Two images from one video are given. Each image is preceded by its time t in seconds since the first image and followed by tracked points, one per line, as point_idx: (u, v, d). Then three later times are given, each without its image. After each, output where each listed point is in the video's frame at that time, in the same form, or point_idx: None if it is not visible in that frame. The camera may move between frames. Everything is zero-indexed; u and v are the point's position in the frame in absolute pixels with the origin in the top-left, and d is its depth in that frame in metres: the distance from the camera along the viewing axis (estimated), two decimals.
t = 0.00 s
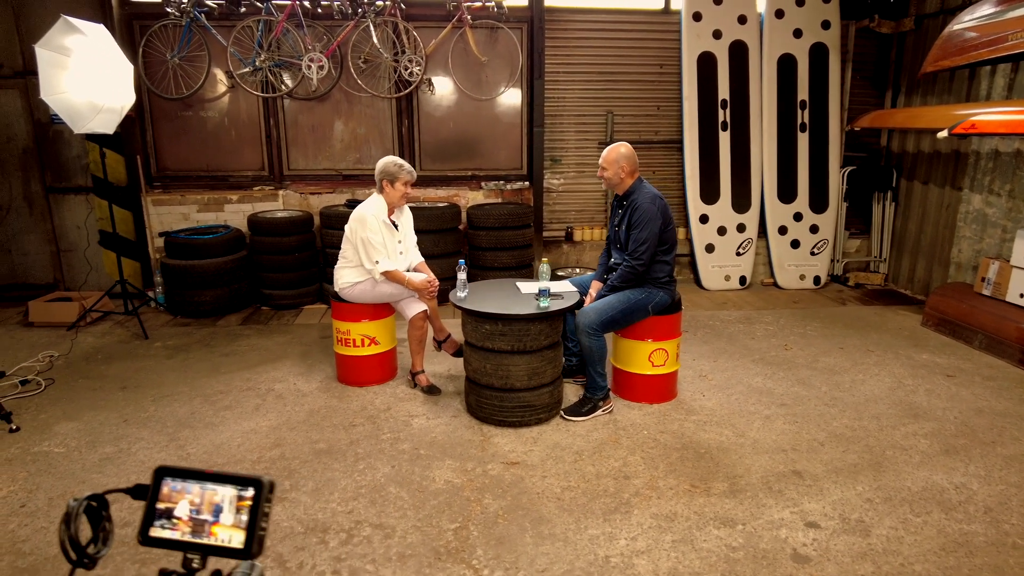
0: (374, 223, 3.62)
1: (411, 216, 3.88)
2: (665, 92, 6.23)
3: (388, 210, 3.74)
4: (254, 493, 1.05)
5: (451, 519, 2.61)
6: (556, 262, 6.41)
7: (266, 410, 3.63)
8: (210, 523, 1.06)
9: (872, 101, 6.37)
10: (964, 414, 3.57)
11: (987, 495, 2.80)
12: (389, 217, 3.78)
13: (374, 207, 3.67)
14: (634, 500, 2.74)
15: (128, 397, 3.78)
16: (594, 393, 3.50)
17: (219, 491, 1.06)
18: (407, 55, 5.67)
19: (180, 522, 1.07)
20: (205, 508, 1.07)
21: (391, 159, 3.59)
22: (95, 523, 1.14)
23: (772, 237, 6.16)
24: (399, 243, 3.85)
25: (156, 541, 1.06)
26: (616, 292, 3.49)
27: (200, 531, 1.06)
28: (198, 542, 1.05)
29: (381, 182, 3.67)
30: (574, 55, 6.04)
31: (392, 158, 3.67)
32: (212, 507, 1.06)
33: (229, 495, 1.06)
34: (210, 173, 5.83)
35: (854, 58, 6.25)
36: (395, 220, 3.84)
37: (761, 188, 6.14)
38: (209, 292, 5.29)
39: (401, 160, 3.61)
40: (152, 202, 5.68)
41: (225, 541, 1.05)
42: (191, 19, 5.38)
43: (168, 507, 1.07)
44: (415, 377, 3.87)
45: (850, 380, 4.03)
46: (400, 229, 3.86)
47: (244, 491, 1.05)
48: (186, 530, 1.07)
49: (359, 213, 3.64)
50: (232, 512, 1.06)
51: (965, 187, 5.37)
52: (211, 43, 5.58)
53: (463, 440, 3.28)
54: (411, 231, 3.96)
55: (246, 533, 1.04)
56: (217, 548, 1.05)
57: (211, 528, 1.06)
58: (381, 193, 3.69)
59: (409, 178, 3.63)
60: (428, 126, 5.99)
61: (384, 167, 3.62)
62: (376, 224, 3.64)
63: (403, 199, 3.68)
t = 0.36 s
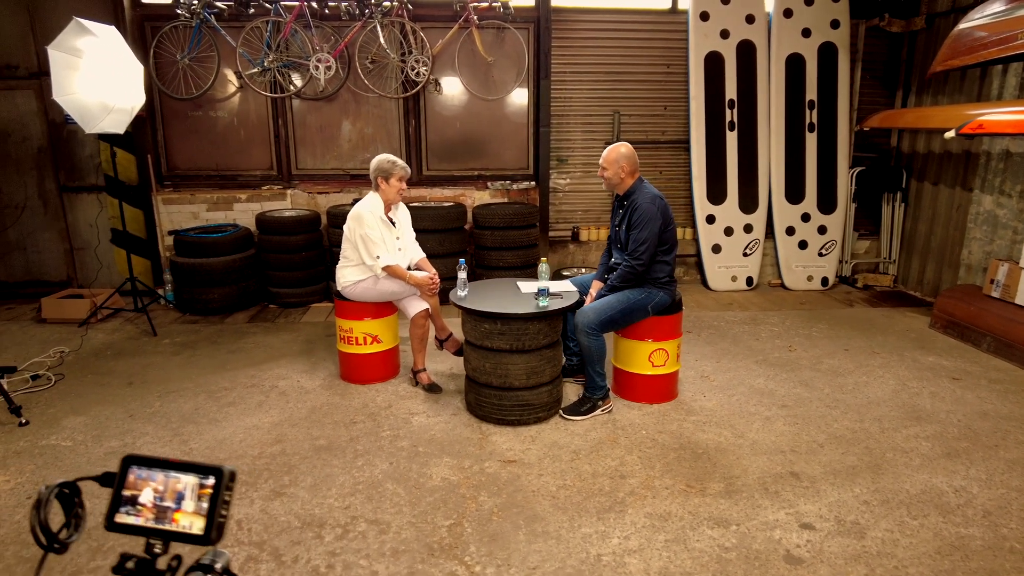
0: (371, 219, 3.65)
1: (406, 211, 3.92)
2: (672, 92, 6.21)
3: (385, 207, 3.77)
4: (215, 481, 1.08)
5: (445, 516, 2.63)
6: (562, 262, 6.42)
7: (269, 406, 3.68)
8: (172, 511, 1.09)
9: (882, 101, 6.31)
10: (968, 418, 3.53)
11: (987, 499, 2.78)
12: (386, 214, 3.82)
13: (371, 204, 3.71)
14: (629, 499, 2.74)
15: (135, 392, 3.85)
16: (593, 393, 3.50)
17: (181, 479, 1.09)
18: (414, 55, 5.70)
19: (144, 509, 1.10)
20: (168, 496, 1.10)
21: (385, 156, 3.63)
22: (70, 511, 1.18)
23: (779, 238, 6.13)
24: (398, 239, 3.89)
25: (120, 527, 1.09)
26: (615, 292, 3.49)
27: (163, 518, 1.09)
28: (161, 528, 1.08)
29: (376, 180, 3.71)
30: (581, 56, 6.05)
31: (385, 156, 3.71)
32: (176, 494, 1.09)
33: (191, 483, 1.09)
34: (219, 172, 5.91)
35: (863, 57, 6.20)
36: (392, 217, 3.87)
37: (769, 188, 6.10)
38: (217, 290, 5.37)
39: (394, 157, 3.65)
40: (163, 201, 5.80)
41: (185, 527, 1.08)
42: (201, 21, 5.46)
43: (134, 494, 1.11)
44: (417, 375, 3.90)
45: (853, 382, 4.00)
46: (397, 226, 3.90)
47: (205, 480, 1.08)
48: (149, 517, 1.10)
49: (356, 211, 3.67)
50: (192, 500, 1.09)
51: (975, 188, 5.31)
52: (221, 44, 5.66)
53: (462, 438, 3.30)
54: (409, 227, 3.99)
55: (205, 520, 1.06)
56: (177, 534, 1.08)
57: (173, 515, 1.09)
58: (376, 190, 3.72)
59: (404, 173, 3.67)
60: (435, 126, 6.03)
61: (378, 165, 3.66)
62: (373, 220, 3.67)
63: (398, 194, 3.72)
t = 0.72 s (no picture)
0: (365, 217, 3.73)
1: (397, 208, 4.00)
2: (679, 94, 6.20)
3: (377, 205, 3.86)
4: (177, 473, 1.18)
5: (440, 515, 2.66)
6: (568, 264, 6.42)
7: (272, 404, 3.72)
8: (138, 500, 1.19)
9: (891, 103, 6.26)
10: (972, 422, 3.49)
11: (986, 504, 2.75)
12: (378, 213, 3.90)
13: (363, 204, 3.80)
14: (623, 500, 2.75)
15: (141, 389, 3.91)
16: (592, 394, 3.51)
17: (146, 470, 1.18)
18: (421, 57, 5.74)
19: (108, 499, 1.19)
20: (133, 486, 1.19)
21: (369, 155, 3.72)
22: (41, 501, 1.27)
23: (786, 240, 6.09)
24: (393, 236, 3.96)
25: (87, 516, 1.18)
26: (615, 293, 3.50)
27: (127, 507, 1.18)
28: (126, 516, 1.17)
29: (364, 179, 3.80)
30: (588, 57, 6.04)
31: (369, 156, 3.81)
32: (141, 485, 1.18)
33: (155, 474, 1.18)
34: (229, 173, 5.98)
35: (872, 59, 6.15)
36: (385, 215, 3.96)
37: (775, 191, 6.07)
38: (225, 289, 5.43)
39: (377, 155, 3.74)
40: (173, 202, 5.88)
41: (149, 516, 1.17)
42: (211, 24, 5.55)
43: (99, 484, 1.20)
44: (419, 375, 3.93)
45: (856, 386, 3.97)
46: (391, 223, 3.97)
47: (168, 471, 1.17)
48: (114, 507, 1.18)
49: (350, 212, 3.76)
50: (156, 490, 1.18)
51: (985, 191, 5.25)
52: (230, 46, 5.75)
53: (460, 438, 3.32)
54: (403, 224, 4.06)
55: (168, 509, 1.16)
56: (142, 522, 1.17)
57: (138, 504, 1.18)
58: (365, 190, 3.81)
59: (389, 169, 3.76)
60: (441, 128, 6.06)
61: (364, 165, 3.75)
62: (367, 218, 3.76)
63: (388, 190, 3.79)
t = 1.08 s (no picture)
0: (360, 216, 3.79)
1: (391, 207, 4.06)
2: (686, 95, 6.19)
3: (370, 206, 3.92)
4: (144, 463, 1.20)
5: (435, 512, 2.68)
6: (573, 265, 6.42)
7: (275, 402, 3.77)
8: (106, 488, 1.22)
9: (900, 104, 6.21)
10: (976, 427, 3.46)
11: (985, 509, 2.72)
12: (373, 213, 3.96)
13: (358, 204, 3.87)
14: (618, 500, 2.76)
15: (148, 386, 3.98)
16: (591, 395, 3.52)
17: (115, 459, 1.21)
18: (428, 59, 5.79)
19: (80, 487, 1.23)
20: (103, 474, 1.22)
21: (359, 157, 3.77)
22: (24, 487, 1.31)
23: (793, 242, 6.06)
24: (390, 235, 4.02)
25: (59, 503, 1.22)
26: (614, 294, 3.50)
27: (97, 494, 1.22)
28: (95, 504, 1.21)
29: (356, 181, 3.87)
30: (594, 58, 6.05)
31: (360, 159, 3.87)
32: (110, 474, 1.21)
33: (123, 463, 1.21)
34: (238, 174, 6.06)
35: (882, 59, 6.10)
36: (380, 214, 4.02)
37: (782, 192, 6.04)
38: (233, 288, 5.50)
39: (366, 156, 3.79)
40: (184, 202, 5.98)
41: (116, 504, 1.20)
42: (221, 26, 5.63)
43: (72, 472, 1.23)
44: (420, 374, 3.95)
45: (859, 388, 3.95)
46: (387, 222, 4.04)
47: (136, 460, 1.20)
48: (85, 494, 1.22)
49: (345, 214, 3.83)
50: (124, 479, 1.21)
51: (996, 193, 5.18)
52: (240, 49, 5.83)
53: (458, 436, 3.35)
54: (399, 223, 4.11)
55: (134, 497, 1.19)
56: (108, 509, 1.20)
57: (106, 492, 1.21)
58: (358, 191, 3.88)
59: (379, 169, 3.81)
60: (448, 129, 6.10)
61: (355, 168, 3.81)
62: (362, 217, 3.82)
63: (380, 190, 3.85)
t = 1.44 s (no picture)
0: (364, 216, 3.83)
1: (396, 206, 4.10)
2: (692, 95, 6.18)
3: (375, 205, 3.96)
4: (115, 452, 1.25)
5: (430, 509, 2.71)
6: (579, 265, 6.43)
7: (278, 399, 3.83)
8: (79, 475, 1.27)
9: (910, 104, 6.16)
10: (979, 430, 3.42)
11: (984, 512, 2.70)
12: (378, 212, 4.00)
13: (362, 204, 3.91)
14: (612, 499, 2.77)
15: (155, 382, 4.05)
16: (590, 394, 3.53)
17: (88, 447, 1.27)
18: (434, 60, 5.83)
19: (55, 474, 1.28)
20: (77, 462, 1.27)
21: (366, 157, 3.82)
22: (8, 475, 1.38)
23: (800, 243, 6.02)
24: (394, 234, 4.05)
25: (36, 489, 1.28)
26: (613, 294, 3.51)
27: (70, 481, 1.27)
28: (68, 490, 1.26)
29: (363, 180, 3.91)
30: (601, 59, 6.05)
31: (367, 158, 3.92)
32: (83, 461, 1.27)
33: (96, 451, 1.26)
34: (247, 174, 6.14)
35: (891, 59, 6.06)
36: (384, 214, 4.06)
37: (789, 193, 6.01)
38: (241, 287, 5.58)
39: (373, 156, 3.84)
40: (194, 201, 6.07)
41: (89, 490, 1.25)
42: (230, 28, 5.70)
43: (48, 460, 1.29)
44: (421, 373, 3.98)
45: (861, 391, 3.92)
46: (391, 221, 4.08)
47: (108, 448, 1.25)
48: (59, 481, 1.28)
49: (350, 213, 3.87)
50: (96, 466, 1.26)
51: (1006, 194, 5.12)
52: (249, 50, 5.90)
53: (457, 434, 3.38)
54: (403, 223, 4.16)
55: (104, 484, 1.24)
56: (81, 495, 1.25)
57: (79, 479, 1.26)
58: (364, 191, 3.92)
59: (385, 169, 3.86)
60: (455, 129, 6.14)
61: (362, 167, 3.86)
62: (366, 217, 3.86)
63: (385, 190, 3.90)
